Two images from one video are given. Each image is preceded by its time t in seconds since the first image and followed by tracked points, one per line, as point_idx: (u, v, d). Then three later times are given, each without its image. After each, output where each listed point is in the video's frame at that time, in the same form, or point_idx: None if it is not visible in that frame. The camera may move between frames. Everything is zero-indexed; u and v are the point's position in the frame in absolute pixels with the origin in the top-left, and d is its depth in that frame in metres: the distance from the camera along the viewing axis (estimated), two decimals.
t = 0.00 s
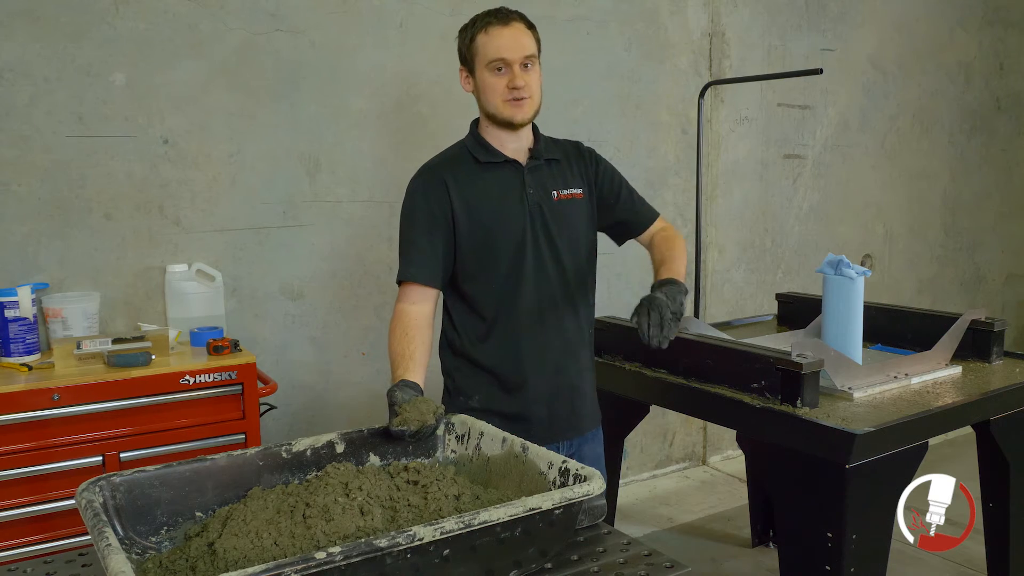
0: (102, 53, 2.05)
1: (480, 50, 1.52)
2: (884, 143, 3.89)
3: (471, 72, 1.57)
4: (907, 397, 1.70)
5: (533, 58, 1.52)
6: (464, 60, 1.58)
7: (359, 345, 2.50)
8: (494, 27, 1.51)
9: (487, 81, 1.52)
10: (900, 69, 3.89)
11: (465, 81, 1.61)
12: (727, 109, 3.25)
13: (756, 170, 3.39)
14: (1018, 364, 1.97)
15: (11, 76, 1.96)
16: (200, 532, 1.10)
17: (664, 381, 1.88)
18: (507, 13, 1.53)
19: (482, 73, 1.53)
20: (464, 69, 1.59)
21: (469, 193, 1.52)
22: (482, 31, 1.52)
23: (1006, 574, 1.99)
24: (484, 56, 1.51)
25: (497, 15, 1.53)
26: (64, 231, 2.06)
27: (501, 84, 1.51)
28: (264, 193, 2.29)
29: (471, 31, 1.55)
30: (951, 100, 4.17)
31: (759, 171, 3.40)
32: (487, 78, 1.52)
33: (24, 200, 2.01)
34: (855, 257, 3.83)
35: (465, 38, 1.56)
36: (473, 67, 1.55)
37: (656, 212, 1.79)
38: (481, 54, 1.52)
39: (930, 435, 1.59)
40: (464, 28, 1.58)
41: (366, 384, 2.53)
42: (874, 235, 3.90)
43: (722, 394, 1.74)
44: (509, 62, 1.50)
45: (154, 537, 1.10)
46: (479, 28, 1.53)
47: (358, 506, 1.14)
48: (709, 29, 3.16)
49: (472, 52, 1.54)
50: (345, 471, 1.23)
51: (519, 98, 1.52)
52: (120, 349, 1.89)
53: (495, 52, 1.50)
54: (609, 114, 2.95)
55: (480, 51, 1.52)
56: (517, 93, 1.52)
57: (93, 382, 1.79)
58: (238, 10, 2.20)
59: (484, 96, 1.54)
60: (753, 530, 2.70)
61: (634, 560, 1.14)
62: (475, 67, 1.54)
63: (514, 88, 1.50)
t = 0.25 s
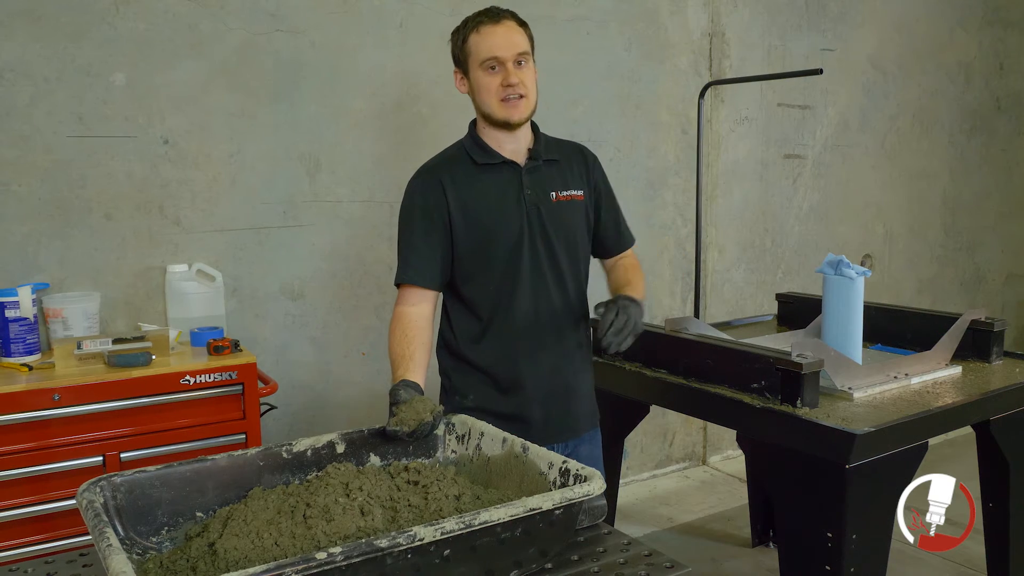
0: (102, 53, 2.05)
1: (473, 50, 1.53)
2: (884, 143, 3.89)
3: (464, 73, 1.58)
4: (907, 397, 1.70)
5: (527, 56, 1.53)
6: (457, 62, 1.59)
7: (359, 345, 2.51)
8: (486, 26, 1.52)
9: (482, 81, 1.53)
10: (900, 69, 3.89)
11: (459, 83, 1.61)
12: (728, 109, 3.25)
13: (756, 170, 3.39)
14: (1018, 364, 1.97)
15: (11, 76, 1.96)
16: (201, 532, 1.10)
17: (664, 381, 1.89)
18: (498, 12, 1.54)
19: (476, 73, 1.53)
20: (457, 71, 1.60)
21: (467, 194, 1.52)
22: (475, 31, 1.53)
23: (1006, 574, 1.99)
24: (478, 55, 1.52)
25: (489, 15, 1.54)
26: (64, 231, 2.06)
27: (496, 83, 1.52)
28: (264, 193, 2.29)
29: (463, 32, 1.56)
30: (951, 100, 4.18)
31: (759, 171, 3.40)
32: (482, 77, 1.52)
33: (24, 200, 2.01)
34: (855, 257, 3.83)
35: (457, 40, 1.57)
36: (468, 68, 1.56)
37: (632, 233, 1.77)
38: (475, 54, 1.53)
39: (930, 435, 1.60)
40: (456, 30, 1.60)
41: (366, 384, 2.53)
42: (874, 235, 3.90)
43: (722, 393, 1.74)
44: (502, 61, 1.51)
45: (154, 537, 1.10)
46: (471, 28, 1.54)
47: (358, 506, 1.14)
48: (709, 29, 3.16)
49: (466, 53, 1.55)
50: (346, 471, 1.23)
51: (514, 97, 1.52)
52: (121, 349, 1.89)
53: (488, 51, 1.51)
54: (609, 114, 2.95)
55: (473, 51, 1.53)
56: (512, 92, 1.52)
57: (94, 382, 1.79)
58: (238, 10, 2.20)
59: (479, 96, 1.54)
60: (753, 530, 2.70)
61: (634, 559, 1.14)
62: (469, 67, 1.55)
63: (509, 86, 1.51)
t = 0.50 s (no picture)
0: (102, 53, 2.04)
1: (478, 49, 1.52)
2: (884, 143, 3.88)
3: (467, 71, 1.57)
4: (907, 397, 1.70)
5: (532, 59, 1.52)
6: (461, 58, 1.58)
7: (359, 345, 2.50)
8: (493, 26, 1.51)
9: (484, 81, 1.52)
10: (900, 69, 3.89)
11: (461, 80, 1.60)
12: (728, 109, 3.24)
13: (756, 170, 3.39)
14: (1019, 364, 1.97)
15: (11, 76, 1.96)
16: (201, 532, 1.10)
17: (664, 380, 1.88)
18: (507, 11, 1.53)
19: (479, 72, 1.52)
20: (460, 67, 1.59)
21: (463, 195, 1.52)
22: (482, 29, 1.52)
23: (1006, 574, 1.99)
24: (482, 55, 1.51)
25: (496, 14, 1.53)
26: (64, 231, 2.06)
27: (498, 84, 1.51)
28: (264, 193, 2.29)
29: (469, 29, 1.55)
30: (951, 100, 4.17)
31: (759, 171, 3.40)
32: (485, 77, 1.52)
33: (24, 200, 2.01)
34: (855, 257, 3.83)
35: (463, 36, 1.56)
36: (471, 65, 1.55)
37: (617, 238, 1.74)
38: (480, 53, 1.52)
39: (931, 435, 1.60)
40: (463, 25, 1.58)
41: (366, 384, 2.53)
42: (873, 235, 3.90)
43: (720, 393, 1.74)
44: (507, 63, 1.50)
45: (154, 538, 1.10)
46: (478, 26, 1.53)
47: (358, 507, 1.14)
48: (709, 29, 3.16)
49: (471, 51, 1.53)
50: (346, 471, 1.23)
51: (515, 100, 1.51)
52: (121, 349, 1.89)
53: (493, 51, 1.50)
54: (609, 115, 2.95)
55: (478, 50, 1.52)
56: (513, 95, 1.51)
57: (94, 382, 1.79)
58: (238, 10, 2.20)
59: (480, 96, 1.54)
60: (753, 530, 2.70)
61: (634, 560, 1.14)
62: (473, 65, 1.54)
63: (510, 89, 1.50)
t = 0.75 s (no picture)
0: (102, 53, 2.04)
1: (506, 47, 1.51)
2: (884, 143, 3.88)
3: (484, 66, 1.55)
4: (908, 397, 1.70)
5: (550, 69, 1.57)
6: (476, 51, 1.55)
7: (359, 345, 2.50)
8: (525, 29, 1.52)
9: (509, 80, 1.52)
10: (900, 69, 3.88)
11: (470, 72, 1.57)
12: (728, 109, 3.24)
13: (756, 170, 3.39)
14: (1019, 364, 1.97)
15: (11, 76, 1.96)
16: (201, 533, 1.10)
17: (664, 380, 1.88)
18: (533, 17, 1.55)
19: (506, 72, 1.52)
20: (474, 59, 1.56)
21: (458, 199, 1.51)
22: (511, 30, 1.52)
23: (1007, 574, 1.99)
24: (511, 55, 1.52)
25: (520, 17, 1.55)
26: (64, 231, 2.06)
27: (524, 87, 1.53)
28: (265, 193, 2.29)
29: (491, 25, 1.54)
30: (952, 100, 4.17)
31: (759, 171, 3.40)
32: (513, 78, 1.52)
33: (24, 200, 2.01)
34: (855, 257, 3.82)
35: (484, 30, 1.54)
36: (494, 63, 1.53)
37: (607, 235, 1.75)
38: (510, 53, 1.51)
39: (931, 435, 1.59)
40: (482, 19, 1.56)
41: (366, 384, 2.53)
42: (874, 235, 3.90)
43: (719, 394, 1.74)
44: (536, 68, 1.53)
45: (154, 538, 1.10)
46: (506, 25, 1.53)
47: (358, 507, 1.14)
48: (709, 29, 3.16)
49: (497, 48, 1.52)
50: (346, 472, 1.23)
51: (537, 106, 1.55)
52: (120, 349, 1.89)
53: (524, 54, 1.51)
54: (609, 114, 2.95)
55: (504, 49, 1.52)
56: (536, 101, 1.54)
57: (94, 382, 1.79)
58: (238, 10, 2.20)
59: (500, 94, 1.53)
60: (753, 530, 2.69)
61: (634, 561, 1.14)
62: (497, 62, 1.53)
63: (537, 94, 1.53)
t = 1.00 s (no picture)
0: (102, 53, 2.04)
1: (534, 59, 1.52)
2: (884, 143, 3.88)
3: (506, 73, 1.53)
4: (908, 397, 1.69)
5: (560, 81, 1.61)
6: (499, 56, 1.52)
7: (359, 345, 2.50)
8: (550, 43, 1.54)
9: (532, 92, 1.53)
10: (900, 69, 3.88)
11: (490, 76, 1.53)
12: (728, 109, 3.24)
13: (756, 170, 3.39)
14: (1019, 364, 1.97)
15: (11, 76, 1.96)
16: (201, 533, 1.10)
17: (664, 380, 1.88)
18: (552, 29, 1.57)
19: (530, 83, 1.53)
20: (496, 64, 1.53)
21: (458, 205, 1.51)
22: (536, 41, 1.53)
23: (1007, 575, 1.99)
24: (538, 68, 1.53)
25: (541, 27, 1.55)
26: (64, 231, 2.06)
27: (543, 99, 1.55)
28: (265, 193, 2.29)
29: (516, 32, 1.53)
30: (952, 100, 4.17)
31: (759, 171, 3.40)
32: (536, 89, 1.53)
33: (23, 200, 2.00)
34: (855, 257, 3.82)
35: (509, 36, 1.52)
36: (517, 72, 1.52)
37: (587, 233, 1.80)
38: (535, 65, 1.52)
39: (932, 435, 1.59)
40: (505, 23, 1.54)
41: (366, 384, 2.52)
42: (874, 235, 3.90)
43: (721, 394, 1.74)
44: (556, 81, 1.56)
45: (153, 538, 1.10)
46: (533, 35, 1.53)
47: (358, 507, 1.14)
48: (709, 29, 3.16)
49: (522, 58, 1.52)
50: (345, 472, 1.23)
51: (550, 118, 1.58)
52: (120, 348, 1.89)
53: (548, 68, 1.54)
54: (609, 114, 2.95)
55: (530, 60, 1.52)
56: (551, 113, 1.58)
57: (94, 382, 1.79)
58: (238, 10, 2.20)
59: (521, 104, 1.53)
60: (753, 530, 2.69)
61: (635, 561, 1.13)
62: (523, 72, 1.52)
63: (555, 107, 1.56)
